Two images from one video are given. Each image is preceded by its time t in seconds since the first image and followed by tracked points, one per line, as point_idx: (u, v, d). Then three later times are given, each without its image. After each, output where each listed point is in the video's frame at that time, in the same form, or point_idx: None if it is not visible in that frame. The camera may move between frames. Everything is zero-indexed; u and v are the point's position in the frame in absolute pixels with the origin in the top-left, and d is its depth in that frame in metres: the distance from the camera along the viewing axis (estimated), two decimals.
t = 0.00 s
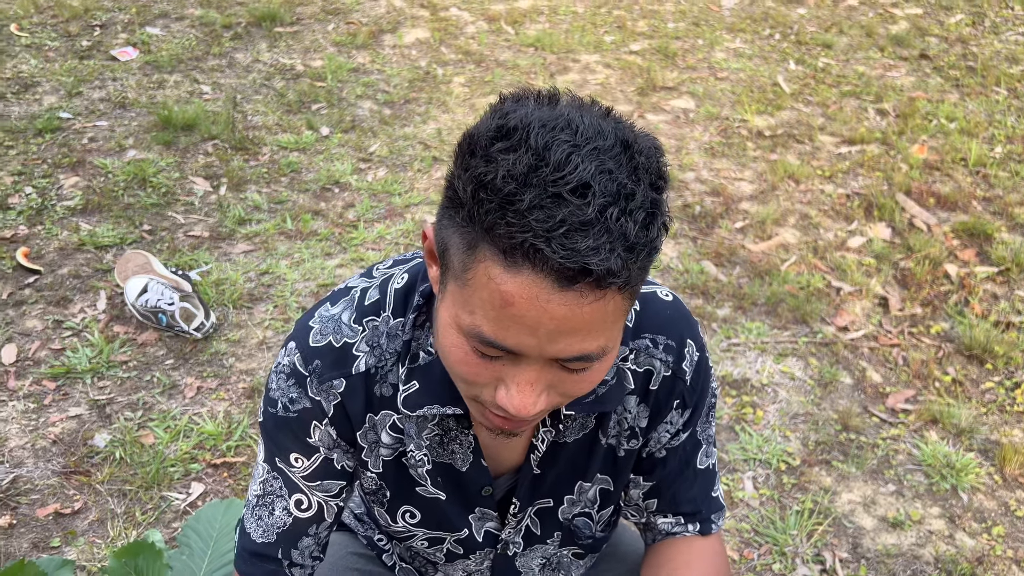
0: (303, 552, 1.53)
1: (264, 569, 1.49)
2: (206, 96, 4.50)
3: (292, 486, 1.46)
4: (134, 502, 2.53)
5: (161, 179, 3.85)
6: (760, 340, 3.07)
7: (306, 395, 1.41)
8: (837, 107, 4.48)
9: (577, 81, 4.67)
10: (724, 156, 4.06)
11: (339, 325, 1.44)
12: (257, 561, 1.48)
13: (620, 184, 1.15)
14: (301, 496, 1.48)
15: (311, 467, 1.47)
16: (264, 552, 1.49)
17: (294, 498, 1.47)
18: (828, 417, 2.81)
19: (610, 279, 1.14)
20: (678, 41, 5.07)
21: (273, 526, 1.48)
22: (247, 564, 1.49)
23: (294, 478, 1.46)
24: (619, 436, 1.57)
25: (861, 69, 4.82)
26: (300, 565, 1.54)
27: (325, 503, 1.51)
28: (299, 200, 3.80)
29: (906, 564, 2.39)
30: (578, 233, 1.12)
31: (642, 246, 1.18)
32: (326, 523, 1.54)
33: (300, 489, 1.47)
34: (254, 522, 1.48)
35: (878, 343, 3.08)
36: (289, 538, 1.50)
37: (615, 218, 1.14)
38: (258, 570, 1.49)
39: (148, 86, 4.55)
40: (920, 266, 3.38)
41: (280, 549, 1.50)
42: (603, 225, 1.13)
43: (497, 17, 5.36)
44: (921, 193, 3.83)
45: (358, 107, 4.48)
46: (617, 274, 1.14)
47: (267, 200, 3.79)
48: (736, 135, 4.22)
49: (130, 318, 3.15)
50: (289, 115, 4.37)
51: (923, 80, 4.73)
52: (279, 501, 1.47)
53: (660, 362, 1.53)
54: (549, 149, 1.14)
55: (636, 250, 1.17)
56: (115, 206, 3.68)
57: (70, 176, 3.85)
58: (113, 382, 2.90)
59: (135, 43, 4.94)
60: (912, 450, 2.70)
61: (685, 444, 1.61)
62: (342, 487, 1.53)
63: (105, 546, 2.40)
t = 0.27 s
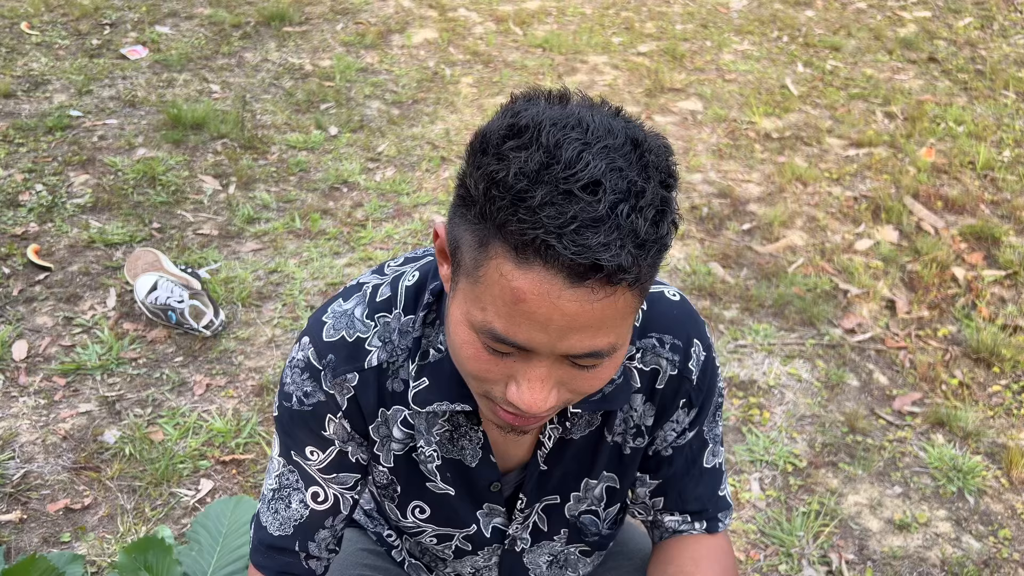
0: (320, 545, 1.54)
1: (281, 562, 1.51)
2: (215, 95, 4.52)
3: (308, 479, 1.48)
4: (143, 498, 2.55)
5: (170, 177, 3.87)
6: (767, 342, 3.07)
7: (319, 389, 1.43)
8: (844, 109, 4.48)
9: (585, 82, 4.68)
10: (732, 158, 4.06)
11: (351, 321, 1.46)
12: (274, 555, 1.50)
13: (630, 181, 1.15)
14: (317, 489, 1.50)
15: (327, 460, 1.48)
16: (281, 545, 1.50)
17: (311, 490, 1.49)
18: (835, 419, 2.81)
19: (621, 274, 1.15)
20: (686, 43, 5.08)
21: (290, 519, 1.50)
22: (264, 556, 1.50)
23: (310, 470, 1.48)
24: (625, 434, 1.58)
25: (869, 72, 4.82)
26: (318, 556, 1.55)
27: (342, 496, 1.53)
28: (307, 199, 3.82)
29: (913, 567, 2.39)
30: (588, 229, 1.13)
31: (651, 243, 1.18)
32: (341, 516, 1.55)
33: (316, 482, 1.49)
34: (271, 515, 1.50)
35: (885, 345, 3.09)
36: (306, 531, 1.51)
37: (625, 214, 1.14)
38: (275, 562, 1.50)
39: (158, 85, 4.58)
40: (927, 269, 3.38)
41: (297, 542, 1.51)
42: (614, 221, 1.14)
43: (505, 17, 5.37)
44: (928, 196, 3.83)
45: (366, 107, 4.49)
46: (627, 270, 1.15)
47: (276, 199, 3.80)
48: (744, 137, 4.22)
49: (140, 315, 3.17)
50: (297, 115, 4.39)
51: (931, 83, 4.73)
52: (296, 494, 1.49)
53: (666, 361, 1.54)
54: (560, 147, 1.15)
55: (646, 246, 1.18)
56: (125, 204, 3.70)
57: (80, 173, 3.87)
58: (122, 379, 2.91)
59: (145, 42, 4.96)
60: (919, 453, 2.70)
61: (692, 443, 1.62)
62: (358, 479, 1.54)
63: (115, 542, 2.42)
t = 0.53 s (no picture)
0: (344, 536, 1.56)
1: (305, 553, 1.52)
2: (228, 92, 4.55)
3: (331, 469, 1.50)
4: (158, 491, 2.57)
5: (184, 174, 3.89)
6: (778, 341, 3.08)
7: (341, 381, 1.45)
8: (855, 111, 4.48)
9: (595, 82, 4.69)
10: (743, 158, 4.07)
11: (373, 313, 1.47)
12: (298, 544, 1.51)
13: (658, 178, 1.17)
14: (340, 479, 1.52)
15: (349, 451, 1.50)
16: (305, 535, 1.52)
17: (334, 480, 1.51)
18: (846, 418, 2.82)
19: (647, 270, 1.16)
20: (696, 43, 5.09)
21: (314, 509, 1.51)
22: (287, 546, 1.52)
23: (333, 461, 1.50)
24: (642, 430, 1.60)
25: (880, 73, 4.82)
26: (342, 547, 1.56)
27: (364, 485, 1.55)
28: (320, 197, 3.84)
29: (924, 566, 2.40)
30: (616, 226, 1.14)
31: (678, 240, 1.19)
32: (364, 506, 1.57)
33: (339, 472, 1.51)
34: (294, 505, 1.52)
35: (897, 346, 3.09)
36: (329, 521, 1.53)
37: (652, 212, 1.16)
38: (298, 553, 1.52)
39: (171, 82, 4.60)
40: (939, 270, 3.39)
41: (322, 532, 1.53)
42: (641, 218, 1.15)
43: (516, 17, 5.39)
44: (940, 198, 3.83)
45: (378, 105, 4.51)
46: (654, 267, 1.16)
47: (289, 196, 3.83)
48: (755, 137, 4.23)
49: (154, 310, 3.20)
50: (310, 113, 4.41)
51: (943, 85, 4.73)
52: (319, 484, 1.51)
53: (684, 357, 1.55)
54: (588, 144, 1.16)
55: (672, 243, 1.19)
56: (139, 200, 3.72)
57: (94, 169, 3.90)
58: (137, 372, 2.94)
59: (158, 39, 4.99)
60: (930, 453, 2.70)
61: (709, 439, 1.63)
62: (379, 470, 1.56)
63: (130, 533, 2.44)
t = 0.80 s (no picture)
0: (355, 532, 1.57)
1: (317, 549, 1.54)
2: (236, 91, 4.57)
3: (342, 466, 1.52)
4: (167, 487, 2.59)
5: (192, 172, 3.92)
6: (783, 342, 3.09)
7: (352, 379, 1.47)
8: (862, 112, 4.48)
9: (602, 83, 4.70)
10: (749, 159, 4.08)
11: (383, 312, 1.50)
12: (310, 540, 1.53)
13: (664, 173, 1.18)
14: (352, 476, 1.54)
15: (360, 448, 1.52)
16: (317, 532, 1.54)
17: (345, 478, 1.53)
18: (851, 419, 2.83)
19: (655, 263, 1.18)
20: (703, 44, 5.10)
21: (325, 506, 1.53)
22: (299, 542, 1.53)
23: (344, 458, 1.52)
24: (650, 429, 1.61)
25: (886, 75, 4.82)
26: (353, 541, 1.57)
27: (375, 483, 1.57)
28: (327, 196, 3.86)
29: (928, 566, 2.41)
30: (624, 218, 1.16)
31: (684, 234, 1.21)
32: (374, 503, 1.59)
33: (350, 469, 1.53)
34: (306, 502, 1.53)
35: (902, 347, 3.10)
36: (341, 518, 1.54)
37: (660, 205, 1.17)
38: (310, 549, 1.54)
39: (179, 81, 4.63)
40: (944, 272, 3.39)
41: (333, 528, 1.54)
42: (648, 211, 1.17)
43: (523, 18, 5.40)
44: (946, 200, 3.83)
45: (385, 105, 4.53)
46: (661, 260, 1.18)
47: (297, 194, 3.85)
48: (761, 139, 4.24)
49: (163, 308, 3.22)
50: (317, 112, 4.43)
51: (949, 87, 4.73)
52: (331, 481, 1.52)
53: (692, 357, 1.56)
54: (597, 138, 1.18)
55: (678, 237, 1.21)
56: (148, 198, 3.75)
57: (103, 168, 3.92)
58: (146, 369, 2.96)
59: (166, 38, 5.02)
60: (934, 454, 2.71)
61: (716, 438, 1.64)
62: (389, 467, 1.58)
63: (139, 529, 2.46)
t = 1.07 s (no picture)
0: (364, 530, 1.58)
1: (325, 547, 1.55)
2: (243, 90, 4.58)
3: (351, 463, 1.53)
4: (174, 484, 2.60)
5: (199, 171, 3.93)
6: (789, 343, 3.10)
7: (362, 376, 1.48)
8: (868, 113, 4.48)
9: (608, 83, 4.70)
10: (755, 160, 4.08)
11: (393, 310, 1.50)
12: (319, 537, 1.54)
13: (672, 160, 1.19)
14: (361, 474, 1.54)
15: (369, 446, 1.53)
16: (326, 529, 1.54)
17: (354, 475, 1.54)
18: (857, 420, 2.83)
19: (663, 250, 1.18)
20: (709, 45, 5.09)
21: (334, 503, 1.54)
22: (308, 539, 1.54)
23: (353, 455, 1.53)
24: (660, 426, 1.61)
25: (893, 76, 4.81)
26: (361, 538, 1.58)
27: (384, 481, 1.57)
28: (334, 195, 3.87)
29: (933, 567, 2.41)
30: (633, 204, 1.16)
31: (693, 219, 1.21)
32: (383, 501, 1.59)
33: (359, 467, 1.54)
34: (315, 500, 1.54)
35: (907, 348, 3.10)
36: (350, 515, 1.55)
37: (669, 191, 1.18)
38: (318, 546, 1.54)
39: (186, 79, 4.64)
40: (950, 273, 3.39)
41: (342, 526, 1.55)
42: (657, 196, 1.17)
43: (529, 17, 5.41)
44: (952, 201, 3.83)
45: (391, 104, 4.54)
46: (671, 245, 1.18)
47: (303, 193, 3.86)
48: (767, 139, 4.24)
49: (170, 306, 3.23)
50: (323, 111, 4.44)
51: (956, 88, 4.72)
52: (340, 478, 1.53)
53: (702, 354, 1.57)
54: (605, 126, 1.19)
55: (688, 223, 1.21)
56: (155, 196, 3.76)
57: (110, 166, 3.94)
58: (153, 367, 2.97)
59: (173, 37, 5.03)
60: (940, 455, 2.71)
61: (724, 435, 1.65)
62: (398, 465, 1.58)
63: (146, 526, 2.47)
